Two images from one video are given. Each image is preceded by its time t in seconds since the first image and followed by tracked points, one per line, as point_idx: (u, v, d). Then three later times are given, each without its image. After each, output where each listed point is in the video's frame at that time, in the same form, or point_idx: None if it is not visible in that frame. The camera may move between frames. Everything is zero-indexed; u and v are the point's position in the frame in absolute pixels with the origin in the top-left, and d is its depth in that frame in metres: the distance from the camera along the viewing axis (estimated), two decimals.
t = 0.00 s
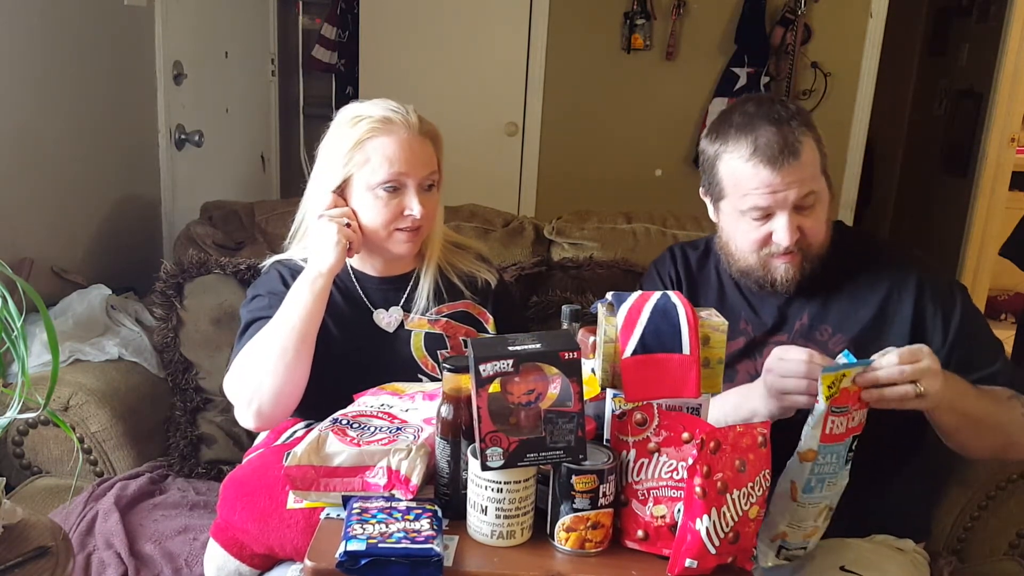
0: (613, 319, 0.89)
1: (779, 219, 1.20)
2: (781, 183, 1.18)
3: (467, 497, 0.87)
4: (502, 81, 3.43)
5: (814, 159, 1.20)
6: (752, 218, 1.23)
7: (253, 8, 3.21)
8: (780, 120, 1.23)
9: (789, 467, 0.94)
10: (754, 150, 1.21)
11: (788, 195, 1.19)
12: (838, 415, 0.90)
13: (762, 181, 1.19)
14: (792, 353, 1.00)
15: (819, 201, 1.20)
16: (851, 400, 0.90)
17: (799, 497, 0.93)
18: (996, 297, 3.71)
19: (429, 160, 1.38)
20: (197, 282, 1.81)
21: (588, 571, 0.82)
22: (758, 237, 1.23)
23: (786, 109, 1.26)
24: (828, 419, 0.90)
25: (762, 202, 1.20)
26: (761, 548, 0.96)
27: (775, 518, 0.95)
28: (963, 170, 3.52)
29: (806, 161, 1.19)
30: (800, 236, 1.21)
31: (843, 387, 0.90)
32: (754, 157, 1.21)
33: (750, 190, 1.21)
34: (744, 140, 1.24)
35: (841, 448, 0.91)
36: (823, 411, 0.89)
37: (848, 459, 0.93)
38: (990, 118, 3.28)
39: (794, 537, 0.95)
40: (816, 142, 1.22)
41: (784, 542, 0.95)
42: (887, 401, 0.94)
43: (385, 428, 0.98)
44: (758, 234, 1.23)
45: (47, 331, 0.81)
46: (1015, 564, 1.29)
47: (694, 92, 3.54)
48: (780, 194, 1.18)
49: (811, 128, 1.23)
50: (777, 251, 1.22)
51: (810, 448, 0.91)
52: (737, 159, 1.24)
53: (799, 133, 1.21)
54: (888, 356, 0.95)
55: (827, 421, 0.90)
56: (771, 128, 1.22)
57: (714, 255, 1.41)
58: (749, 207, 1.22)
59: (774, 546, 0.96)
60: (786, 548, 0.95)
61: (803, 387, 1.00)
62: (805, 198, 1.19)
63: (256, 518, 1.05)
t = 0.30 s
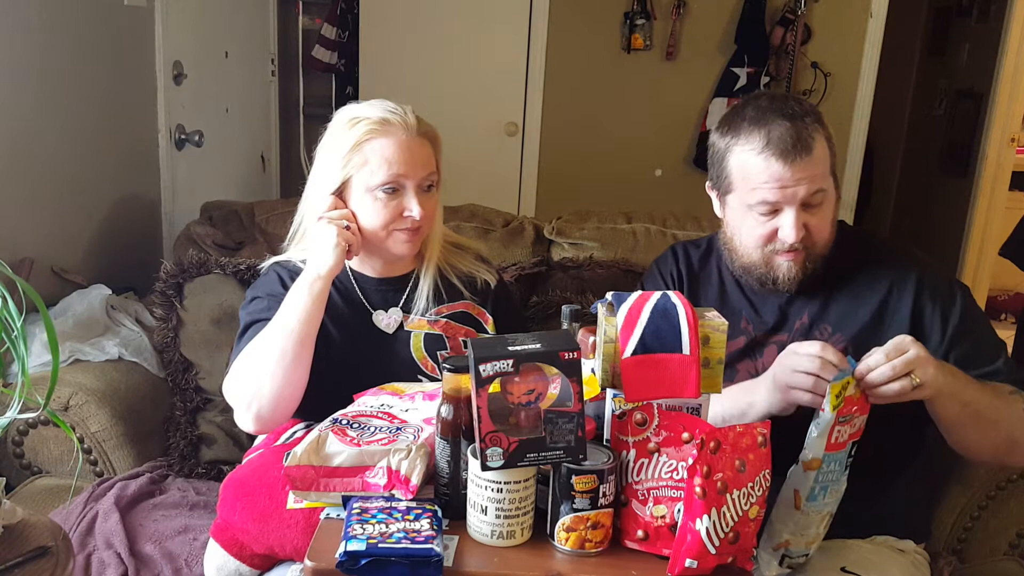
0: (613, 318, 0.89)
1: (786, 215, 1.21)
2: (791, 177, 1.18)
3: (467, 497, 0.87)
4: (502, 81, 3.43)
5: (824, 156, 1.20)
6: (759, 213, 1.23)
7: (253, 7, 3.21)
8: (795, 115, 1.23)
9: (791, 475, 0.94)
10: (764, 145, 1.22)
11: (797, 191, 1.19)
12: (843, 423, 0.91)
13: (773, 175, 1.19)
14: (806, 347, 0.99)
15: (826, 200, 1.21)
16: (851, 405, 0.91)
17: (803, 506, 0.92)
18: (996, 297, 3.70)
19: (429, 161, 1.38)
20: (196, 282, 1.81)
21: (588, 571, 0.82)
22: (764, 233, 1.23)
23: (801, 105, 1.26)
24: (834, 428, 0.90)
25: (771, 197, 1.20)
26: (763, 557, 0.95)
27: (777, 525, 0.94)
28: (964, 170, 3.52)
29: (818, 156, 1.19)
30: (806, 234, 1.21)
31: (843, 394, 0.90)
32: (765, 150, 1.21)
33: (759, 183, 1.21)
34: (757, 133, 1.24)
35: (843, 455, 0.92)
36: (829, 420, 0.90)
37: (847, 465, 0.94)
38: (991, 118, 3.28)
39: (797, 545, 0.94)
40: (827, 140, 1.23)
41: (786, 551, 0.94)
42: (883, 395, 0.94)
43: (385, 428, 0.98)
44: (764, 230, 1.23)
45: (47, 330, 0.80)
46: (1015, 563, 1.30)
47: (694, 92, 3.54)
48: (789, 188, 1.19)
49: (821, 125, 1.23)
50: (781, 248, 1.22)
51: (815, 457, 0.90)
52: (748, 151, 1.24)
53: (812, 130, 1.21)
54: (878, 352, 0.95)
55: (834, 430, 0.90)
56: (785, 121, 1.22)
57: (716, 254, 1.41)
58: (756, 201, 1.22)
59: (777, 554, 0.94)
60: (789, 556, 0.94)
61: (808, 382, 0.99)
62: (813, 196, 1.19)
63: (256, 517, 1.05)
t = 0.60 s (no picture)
0: (613, 319, 0.89)
1: (772, 205, 1.14)
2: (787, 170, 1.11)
3: (467, 497, 0.87)
4: (502, 81, 3.43)
5: (823, 149, 1.11)
6: (747, 196, 1.16)
7: (253, 7, 3.21)
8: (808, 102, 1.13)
9: (781, 473, 0.95)
10: (764, 127, 1.13)
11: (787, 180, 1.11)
12: (828, 420, 0.91)
13: (770, 166, 1.12)
14: (795, 345, 0.98)
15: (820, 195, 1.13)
16: (838, 404, 0.91)
17: (791, 503, 0.92)
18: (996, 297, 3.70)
19: (427, 162, 1.38)
20: (196, 282, 1.81)
21: (588, 571, 0.82)
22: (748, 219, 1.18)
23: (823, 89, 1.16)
24: (818, 425, 0.90)
25: (759, 183, 1.13)
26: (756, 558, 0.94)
27: (767, 526, 0.95)
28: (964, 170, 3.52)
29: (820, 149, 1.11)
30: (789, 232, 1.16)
31: (827, 393, 0.90)
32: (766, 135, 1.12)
33: (751, 166, 1.13)
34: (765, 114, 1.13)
35: (831, 453, 0.92)
36: (812, 415, 0.90)
37: (838, 466, 0.93)
38: (991, 118, 3.28)
39: (788, 544, 0.94)
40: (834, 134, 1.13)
41: (778, 550, 0.94)
42: (868, 400, 0.94)
43: (385, 428, 0.98)
44: (749, 215, 1.17)
45: (47, 330, 0.80)
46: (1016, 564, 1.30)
47: (695, 92, 3.54)
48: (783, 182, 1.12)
49: (831, 115, 1.14)
50: (764, 235, 1.17)
51: (800, 453, 0.91)
52: (747, 128, 1.15)
53: (818, 120, 1.12)
54: (870, 356, 0.95)
55: (818, 427, 0.90)
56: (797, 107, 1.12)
57: (717, 253, 1.40)
58: (746, 185, 1.15)
59: (769, 554, 0.94)
60: (781, 557, 0.94)
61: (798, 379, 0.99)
62: (804, 189, 1.12)
63: (256, 517, 1.05)
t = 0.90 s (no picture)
0: (613, 318, 0.89)
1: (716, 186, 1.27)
2: (738, 164, 1.24)
3: (467, 497, 0.87)
4: (502, 81, 3.43)
5: (765, 139, 1.22)
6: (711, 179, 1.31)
7: (253, 7, 3.21)
8: (789, 113, 1.23)
9: (790, 476, 0.94)
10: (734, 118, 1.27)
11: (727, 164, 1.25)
12: (837, 419, 0.91)
13: (728, 161, 1.25)
14: (807, 336, 0.97)
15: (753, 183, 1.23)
16: (843, 404, 0.91)
17: (803, 506, 0.91)
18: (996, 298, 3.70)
19: (426, 162, 1.38)
20: (196, 282, 1.81)
21: (588, 571, 0.82)
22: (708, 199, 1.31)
23: (822, 109, 1.24)
24: (828, 424, 0.90)
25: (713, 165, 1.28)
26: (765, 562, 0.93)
27: (779, 529, 0.93)
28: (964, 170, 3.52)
29: (769, 151, 1.22)
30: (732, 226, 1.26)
31: (836, 391, 0.90)
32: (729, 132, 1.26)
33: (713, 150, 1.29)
34: (742, 115, 1.25)
35: (840, 453, 0.92)
36: (823, 415, 0.90)
37: (844, 466, 0.94)
38: (991, 118, 3.28)
39: (799, 547, 0.92)
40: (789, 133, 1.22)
41: (790, 554, 0.92)
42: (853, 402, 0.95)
43: (385, 428, 0.98)
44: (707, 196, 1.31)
45: (47, 330, 0.80)
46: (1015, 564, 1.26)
47: (695, 92, 3.54)
48: (732, 173, 1.25)
49: (798, 118, 1.22)
50: (710, 216, 1.29)
51: (811, 453, 0.91)
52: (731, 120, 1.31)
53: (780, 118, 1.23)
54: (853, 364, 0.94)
55: (828, 426, 0.90)
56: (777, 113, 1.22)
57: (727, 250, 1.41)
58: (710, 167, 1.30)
59: (779, 558, 0.92)
60: (792, 560, 0.92)
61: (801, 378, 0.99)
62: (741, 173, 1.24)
63: (256, 518, 1.05)
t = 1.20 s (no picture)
0: (613, 319, 0.89)
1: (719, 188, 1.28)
2: (739, 167, 1.24)
3: (466, 497, 0.87)
4: (502, 81, 3.43)
5: (765, 143, 1.21)
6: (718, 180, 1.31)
7: (253, 7, 3.21)
8: (792, 117, 1.21)
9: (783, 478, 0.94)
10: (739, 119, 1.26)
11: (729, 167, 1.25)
12: (823, 420, 0.91)
13: (730, 163, 1.25)
14: (813, 333, 0.98)
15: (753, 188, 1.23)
16: (829, 405, 0.91)
17: (795, 509, 0.92)
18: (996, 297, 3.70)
19: (426, 161, 1.38)
20: (196, 282, 1.81)
21: (588, 571, 0.82)
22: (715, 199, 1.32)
23: (830, 113, 1.21)
24: (814, 425, 0.90)
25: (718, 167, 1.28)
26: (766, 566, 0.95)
27: (776, 533, 0.95)
28: (964, 170, 3.52)
29: (770, 155, 1.21)
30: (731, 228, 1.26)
31: (820, 393, 0.91)
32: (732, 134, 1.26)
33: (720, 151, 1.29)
34: (746, 118, 1.24)
35: (831, 455, 0.92)
36: (807, 416, 0.90)
37: (841, 471, 0.93)
38: (991, 118, 3.28)
39: (796, 552, 0.94)
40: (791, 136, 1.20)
41: (787, 558, 0.94)
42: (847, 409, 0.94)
43: (385, 429, 0.98)
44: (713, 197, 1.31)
45: (47, 331, 0.80)
46: (1015, 564, 1.30)
47: (695, 92, 3.53)
48: (733, 176, 1.25)
49: (802, 121, 1.20)
50: (715, 217, 1.29)
51: (799, 455, 0.91)
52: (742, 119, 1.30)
53: (784, 119, 1.21)
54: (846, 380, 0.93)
55: (813, 428, 0.90)
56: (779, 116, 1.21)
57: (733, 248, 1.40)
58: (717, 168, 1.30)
59: (778, 562, 0.94)
60: (790, 565, 0.94)
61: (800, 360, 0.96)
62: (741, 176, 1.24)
63: (256, 518, 1.05)
